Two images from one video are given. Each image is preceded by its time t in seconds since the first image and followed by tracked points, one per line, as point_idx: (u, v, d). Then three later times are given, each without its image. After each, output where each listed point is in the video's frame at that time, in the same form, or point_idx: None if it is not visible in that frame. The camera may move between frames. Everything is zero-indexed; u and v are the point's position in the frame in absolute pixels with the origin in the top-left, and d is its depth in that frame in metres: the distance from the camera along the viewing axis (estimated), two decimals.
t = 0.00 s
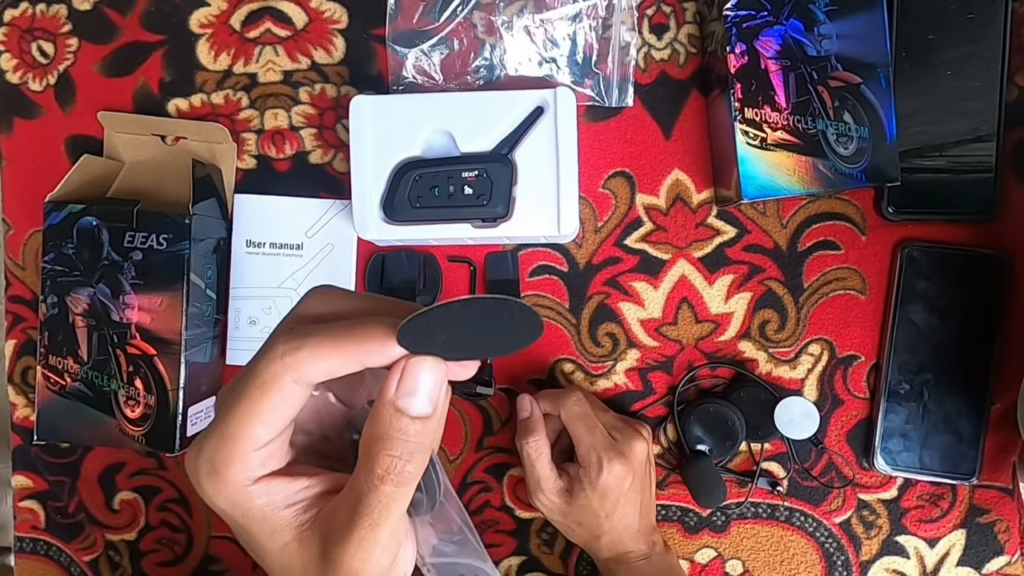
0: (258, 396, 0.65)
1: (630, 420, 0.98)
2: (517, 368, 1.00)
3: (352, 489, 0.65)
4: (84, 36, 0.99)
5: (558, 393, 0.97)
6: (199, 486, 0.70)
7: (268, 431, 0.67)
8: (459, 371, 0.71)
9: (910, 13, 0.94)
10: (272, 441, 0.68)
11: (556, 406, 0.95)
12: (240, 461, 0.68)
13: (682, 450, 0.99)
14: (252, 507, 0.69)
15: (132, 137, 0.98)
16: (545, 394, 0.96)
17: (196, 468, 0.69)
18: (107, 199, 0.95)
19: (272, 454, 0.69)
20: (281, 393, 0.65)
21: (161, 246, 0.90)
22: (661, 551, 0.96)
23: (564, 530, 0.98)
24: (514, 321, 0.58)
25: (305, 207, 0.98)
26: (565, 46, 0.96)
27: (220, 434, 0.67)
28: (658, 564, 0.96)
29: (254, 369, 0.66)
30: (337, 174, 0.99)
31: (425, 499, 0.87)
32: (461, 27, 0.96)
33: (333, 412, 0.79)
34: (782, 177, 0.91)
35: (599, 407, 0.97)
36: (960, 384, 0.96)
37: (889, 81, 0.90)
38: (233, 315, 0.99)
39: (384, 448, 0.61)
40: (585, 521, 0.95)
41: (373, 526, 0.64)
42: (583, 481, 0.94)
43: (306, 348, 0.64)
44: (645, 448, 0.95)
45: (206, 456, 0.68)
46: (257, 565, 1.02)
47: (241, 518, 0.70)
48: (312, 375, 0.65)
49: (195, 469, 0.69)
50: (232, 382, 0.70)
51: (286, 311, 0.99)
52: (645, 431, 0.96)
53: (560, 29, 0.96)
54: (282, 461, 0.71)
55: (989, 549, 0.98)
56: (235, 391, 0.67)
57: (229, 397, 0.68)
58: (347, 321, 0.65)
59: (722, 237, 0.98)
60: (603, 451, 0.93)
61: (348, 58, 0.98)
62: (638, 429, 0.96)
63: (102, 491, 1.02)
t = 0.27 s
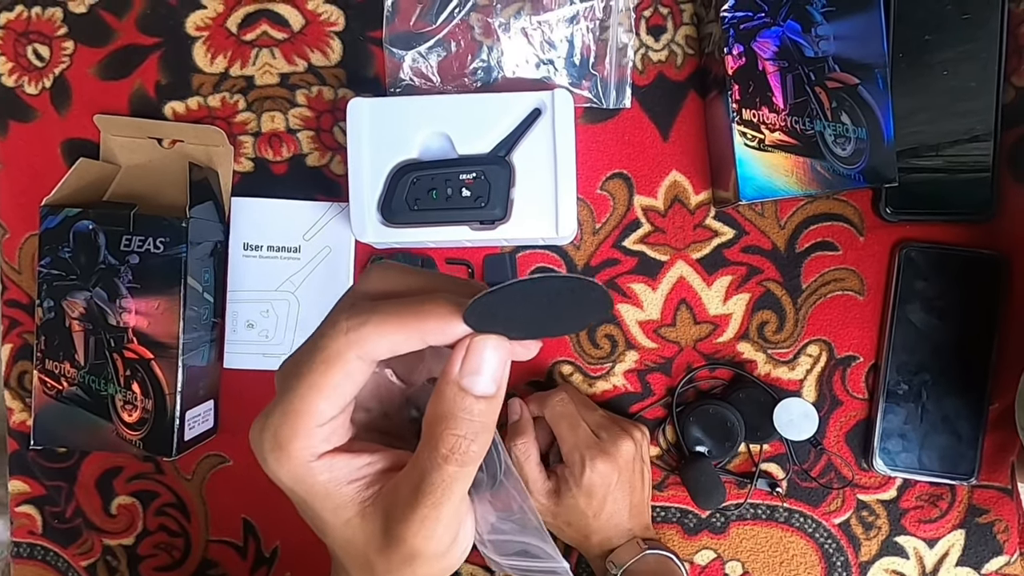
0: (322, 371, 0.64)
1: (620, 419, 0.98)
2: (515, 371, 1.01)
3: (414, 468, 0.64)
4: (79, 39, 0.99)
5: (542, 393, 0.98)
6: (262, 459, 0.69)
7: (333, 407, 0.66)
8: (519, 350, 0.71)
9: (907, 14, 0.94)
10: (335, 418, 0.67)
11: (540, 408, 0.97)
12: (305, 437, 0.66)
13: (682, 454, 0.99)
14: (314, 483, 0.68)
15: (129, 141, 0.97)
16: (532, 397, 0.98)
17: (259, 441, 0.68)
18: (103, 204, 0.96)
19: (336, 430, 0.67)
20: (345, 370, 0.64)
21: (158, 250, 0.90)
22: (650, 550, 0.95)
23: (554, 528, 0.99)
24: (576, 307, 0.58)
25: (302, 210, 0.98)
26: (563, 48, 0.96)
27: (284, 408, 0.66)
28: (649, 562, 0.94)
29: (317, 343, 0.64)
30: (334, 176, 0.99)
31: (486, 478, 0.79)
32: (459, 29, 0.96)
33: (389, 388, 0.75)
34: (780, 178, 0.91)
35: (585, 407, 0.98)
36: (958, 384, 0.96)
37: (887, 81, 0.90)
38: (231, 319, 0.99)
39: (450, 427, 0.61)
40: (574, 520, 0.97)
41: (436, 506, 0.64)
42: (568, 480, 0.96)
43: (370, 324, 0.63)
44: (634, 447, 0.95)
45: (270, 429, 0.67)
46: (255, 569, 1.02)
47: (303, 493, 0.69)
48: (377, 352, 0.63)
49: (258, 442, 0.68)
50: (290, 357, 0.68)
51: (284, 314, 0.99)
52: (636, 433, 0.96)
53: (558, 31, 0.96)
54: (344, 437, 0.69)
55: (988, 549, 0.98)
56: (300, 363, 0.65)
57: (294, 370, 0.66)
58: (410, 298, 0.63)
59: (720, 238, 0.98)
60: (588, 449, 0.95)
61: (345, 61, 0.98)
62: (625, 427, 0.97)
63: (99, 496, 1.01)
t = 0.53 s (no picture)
0: (311, 359, 0.64)
1: (612, 417, 0.98)
2: (512, 369, 1.01)
3: (408, 455, 0.65)
4: (76, 36, 0.99)
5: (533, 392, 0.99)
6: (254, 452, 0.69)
7: (324, 395, 0.66)
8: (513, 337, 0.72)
9: (905, 13, 0.94)
10: (327, 406, 0.67)
11: (530, 407, 0.97)
12: (295, 427, 0.66)
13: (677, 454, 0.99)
14: (307, 474, 0.68)
15: (126, 138, 0.97)
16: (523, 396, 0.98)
17: (250, 433, 0.68)
18: (100, 201, 0.95)
19: (327, 419, 0.68)
20: (334, 356, 0.64)
21: (155, 248, 0.90)
22: (642, 546, 0.94)
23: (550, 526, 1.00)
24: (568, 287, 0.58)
25: (300, 208, 0.98)
26: (562, 46, 0.96)
27: (274, 399, 0.66)
28: (642, 558, 0.94)
29: (306, 331, 0.65)
30: (332, 174, 0.99)
31: (484, 467, 0.78)
32: (457, 27, 0.96)
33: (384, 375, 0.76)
34: (778, 176, 0.91)
35: (577, 405, 0.98)
36: (956, 382, 0.96)
37: (885, 80, 0.90)
38: (228, 317, 0.99)
39: (441, 412, 0.61)
40: (567, 516, 0.97)
41: (431, 492, 0.64)
42: (559, 478, 0.97)
43: (359, 308, 0.64)
44: (625, 445, 0.95)
45: (261, 420, 0.67)
46: (253, 567, 1.02)
47: (297, 485, 0.69)
48: (366, 337, 0.64)
49: (250, 435, 0.68)
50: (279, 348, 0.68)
51: (282, 312, 0.99)
52: (628, 431, 0.96)
53: (557, 30, 0.96)
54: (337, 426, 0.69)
55: (986, 548, 0.98)
56: (288, 353, 0.66)
57: (283, 361, 0.66)
58: (399, 283, 0.64)
59: (719, 236, 0.98)
60: (578, 446, 0.96)
61: (343, 59, 0.98)
62: (616, 425, 0.97)
63: (96, 494, 1.01)
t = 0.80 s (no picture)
0: (314, 340, 0.63)
1: (611, 417, 0.98)
2: (511, 370, 1.00)
3: (414, 438, 0.64)
4: (76, 37, 0.99)
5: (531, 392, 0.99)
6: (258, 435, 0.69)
7: (327, 376, 0.65)
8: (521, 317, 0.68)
9: (905, 15, 0.94)
10: (331, 390, 0.67)
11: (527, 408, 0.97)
12: (298, 410, 0.66)
13: (677, 454, 0.99)
14: (311, 458, 0.68)
15: (126, 139, 0.97)
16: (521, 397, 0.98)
17: (253, 417, 0.68)
18: (99, 202, 0.95)
19: (331, 402, 0.67)
20: (337, 337, 0.63)
21: (154, 249, 0.90)
22: (640, 547, 0.94)
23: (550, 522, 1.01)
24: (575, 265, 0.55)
25: (300, 208, 0.98)
26: (561, 47, 0.96)
27: (277, 381, 0.66)
28: (641, 559, 0.94)
29: (309, 312, 0.64)
30: (332, 175, 0.99)
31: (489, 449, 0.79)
32: (456, 27, 0.96)
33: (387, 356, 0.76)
34: (777, 178, 0.91)
35: (575, 405, 0.98)
36: (955, 383, 0.96)
37: (884, 81, 0.91)
38: (227, 318, 0.99)
39: (449, 394, 0.59)
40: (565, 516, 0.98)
41: (437, 476, 0.64)
42: (555, 478, 0.97)
43: (364, 288, 0.62)
44: (623, 447, 0.95)
45: (263, 403, 0.67)
46: (252, 568, 1.01)
47: (301, 468, 0.69)
48: (370, 318, 0.63)
49: (253, 418, 0.68)
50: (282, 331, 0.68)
51: (281, 312, 0.99)
52: (626, 432, 0.96)
53: (556, 31, 0.96)
54: (341, 410, 0.69)
55: (985, 549, 0.98)
56: (291, 334, 0.65)
57: (286, 342, 0.66)
58: (406, 262, 0.62)
59: (718, 238, 0.98)
60: (575, 448, 0.96)
61: (342, 59, 0.98)
62: (614, 426, 0.97)
63: (94, 494, 1.01)
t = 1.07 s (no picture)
0: (316, 326, 0.63)
1: (610, 419, 0.98)
2: (510, 372, 1.00)
3: (416, 422, 0.63)
4: (75, 38, 0.99)
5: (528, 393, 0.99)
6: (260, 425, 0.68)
7: (331, 364, 0.65)
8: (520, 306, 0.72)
9: (904, 17, 0.95)
10: (333, 377, 0.66)
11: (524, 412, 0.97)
12: (301, 398, 0.66)
13: (676, 454, 0.99)
14: (314, 447, 0.68)
15: (124, 140, 0.97)
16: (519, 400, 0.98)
17: (255, 406, 0.67)
18: (98, 202, 0.95)
19: (333, 390, 0.67)
20: (340, 323, 0.63)
21: (152, 249, 0.90)
22: (638, 549, 0.94)
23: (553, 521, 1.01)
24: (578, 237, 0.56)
25: (298, 209, 0.98)
26: (560, 49, 0.96)
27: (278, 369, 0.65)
28: (638, 561, 0.94)
29: (312, 299, 0.64)
30: (331, 176, 0.99)
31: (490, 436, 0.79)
32: (455, 29, 0.96)
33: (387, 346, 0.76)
34: (776, 179, 0.91)
35: (573, 407, 0.98)
36: (954, 386, 0.96)
37: (883, 84, 0.91)
38: (226, 319, 0.99)
39: (451, 374, 0.59)
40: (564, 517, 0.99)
41: (440, 459, 0.63)
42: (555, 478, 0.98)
43: (366, 274, 0.62)
44: (621, 449, 0.95)
45: (266, 391, 0.66)
46: (249, 569, 1.01)
47: (303, 458, 0.68)
48: (373, 304, 0.63)
49: (255, 408, 0.68)
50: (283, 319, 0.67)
51: (279, 314, 0.99)
52: (625, 434, 0.96)
53: (555, 33, 0.96)
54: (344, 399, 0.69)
55: (984, 552, 0.98)
56: (293, 322, 0.65)
57: (288, 331, 0.65)
58: (407, 249, 0.63)
59: (717, 240, 0.98)
60: (573, 450, 0.96)
61: (341, 61, 0.98)
62: (613, 428, 0.96)
63: (92, 496, 1.01)
